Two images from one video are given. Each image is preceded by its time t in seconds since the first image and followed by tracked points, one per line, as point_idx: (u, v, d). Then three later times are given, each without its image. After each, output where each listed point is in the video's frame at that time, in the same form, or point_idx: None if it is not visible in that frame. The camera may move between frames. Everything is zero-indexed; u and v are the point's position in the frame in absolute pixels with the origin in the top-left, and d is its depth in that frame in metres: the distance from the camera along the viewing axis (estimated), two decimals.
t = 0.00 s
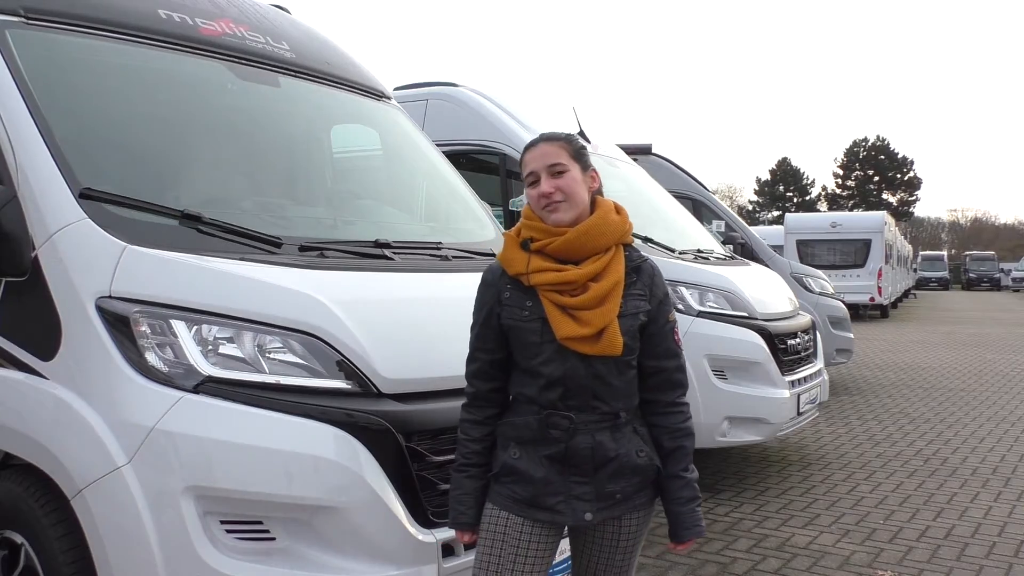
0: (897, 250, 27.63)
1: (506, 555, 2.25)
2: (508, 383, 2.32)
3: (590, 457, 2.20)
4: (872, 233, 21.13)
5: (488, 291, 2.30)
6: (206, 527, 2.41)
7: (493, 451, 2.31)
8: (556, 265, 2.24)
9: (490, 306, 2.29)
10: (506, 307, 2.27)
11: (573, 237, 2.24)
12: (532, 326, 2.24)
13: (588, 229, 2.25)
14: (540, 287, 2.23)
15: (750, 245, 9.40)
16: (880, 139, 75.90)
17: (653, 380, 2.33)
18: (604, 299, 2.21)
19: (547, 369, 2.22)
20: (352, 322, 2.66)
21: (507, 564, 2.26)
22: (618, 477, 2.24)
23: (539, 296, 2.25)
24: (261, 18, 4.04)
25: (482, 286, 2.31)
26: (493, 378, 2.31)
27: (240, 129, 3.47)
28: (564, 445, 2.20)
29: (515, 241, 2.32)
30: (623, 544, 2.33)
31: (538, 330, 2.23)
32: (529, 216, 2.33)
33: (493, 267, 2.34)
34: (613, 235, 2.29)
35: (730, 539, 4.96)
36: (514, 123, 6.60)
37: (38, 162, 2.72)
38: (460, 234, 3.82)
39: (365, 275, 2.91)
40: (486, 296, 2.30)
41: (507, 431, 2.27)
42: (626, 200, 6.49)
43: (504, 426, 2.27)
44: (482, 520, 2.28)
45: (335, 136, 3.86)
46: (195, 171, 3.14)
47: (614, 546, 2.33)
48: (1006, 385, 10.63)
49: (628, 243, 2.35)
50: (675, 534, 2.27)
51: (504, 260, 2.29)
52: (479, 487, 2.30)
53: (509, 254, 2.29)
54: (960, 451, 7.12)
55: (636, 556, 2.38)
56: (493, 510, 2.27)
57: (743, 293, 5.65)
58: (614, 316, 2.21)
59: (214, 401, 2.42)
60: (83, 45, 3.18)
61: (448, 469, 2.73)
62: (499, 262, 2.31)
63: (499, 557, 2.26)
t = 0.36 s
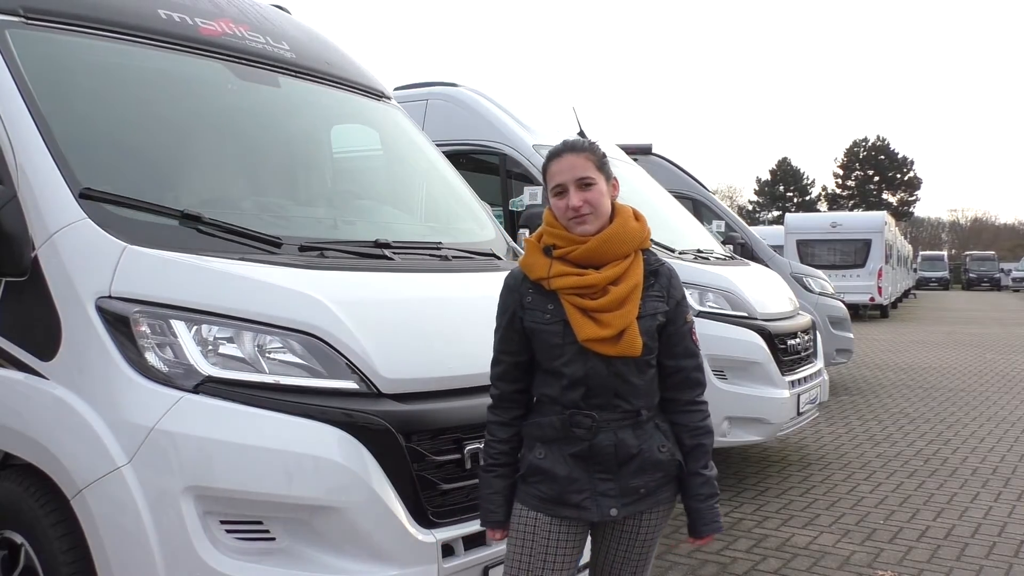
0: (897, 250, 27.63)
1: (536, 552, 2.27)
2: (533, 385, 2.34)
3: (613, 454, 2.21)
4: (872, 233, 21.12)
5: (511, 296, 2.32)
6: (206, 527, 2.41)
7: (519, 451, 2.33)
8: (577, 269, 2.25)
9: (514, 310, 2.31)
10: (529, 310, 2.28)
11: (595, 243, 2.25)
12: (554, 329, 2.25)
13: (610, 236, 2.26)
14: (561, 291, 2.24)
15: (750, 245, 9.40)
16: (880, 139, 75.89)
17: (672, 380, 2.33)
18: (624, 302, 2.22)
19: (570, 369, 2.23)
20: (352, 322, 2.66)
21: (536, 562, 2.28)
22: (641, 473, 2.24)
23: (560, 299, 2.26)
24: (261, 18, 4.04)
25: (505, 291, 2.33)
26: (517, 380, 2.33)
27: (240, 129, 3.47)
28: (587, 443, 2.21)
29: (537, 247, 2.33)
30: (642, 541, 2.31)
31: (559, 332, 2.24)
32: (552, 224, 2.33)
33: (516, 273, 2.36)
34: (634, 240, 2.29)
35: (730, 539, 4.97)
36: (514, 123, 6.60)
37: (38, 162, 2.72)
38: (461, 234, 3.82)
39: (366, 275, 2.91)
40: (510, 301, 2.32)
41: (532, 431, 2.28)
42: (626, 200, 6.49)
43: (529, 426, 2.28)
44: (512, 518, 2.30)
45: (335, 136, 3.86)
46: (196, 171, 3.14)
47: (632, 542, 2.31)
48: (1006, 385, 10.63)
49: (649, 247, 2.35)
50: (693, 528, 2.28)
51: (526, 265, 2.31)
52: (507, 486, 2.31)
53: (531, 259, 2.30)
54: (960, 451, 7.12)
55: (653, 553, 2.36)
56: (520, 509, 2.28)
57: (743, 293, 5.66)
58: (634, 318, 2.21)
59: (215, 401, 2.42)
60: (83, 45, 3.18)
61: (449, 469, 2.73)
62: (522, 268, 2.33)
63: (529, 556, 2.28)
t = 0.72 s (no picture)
0: (897, 250, 27.64)
1: (534, 547, 2.26)
2: (540, 383, 2.34)
3: (613, 453, 2.21)
4: (872, 233, 21.13)
5: (518, 295, 2.33)
6: (206, 527, 2.41)
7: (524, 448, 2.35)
8: (580, 270, 2.26)
9: (520, 308, 2.32)
10: (534, 310, 2.29)
11: (598, 245, 2.25)
12: (558, 327, 2.26)
13: (614, 239, 2.26)
14: (564, 291, 2.25)
15: (750, 245, 9.41)
16: (880, 139, 75.93)
17: (677, 381, 2.31)
18: (626, 302, 2.21)
19: (573, 369, 2.24)
20: (352, 322, 2.66)
21: (533, 557, 2.26)
22: (642, 473, 2.24)
23: (563, 299, 2.27)
24: (261, 18, 4.04)
25: (513, 290, 2.35)
26: (528, 377, 2.34)
27: (240, 129, 3.47)
28: (588, 440, 2.22)
29: (543, 247, 2.34)
30: (643, 541, 2.31)
31: (563, 331, 2.25)
32: (559, 224, 2.34)
33: (522, 272, 2.37)
34: (638, 241, 2.28)
35: (730, 539, 4.97)
36: (514, 123, 6.60)
37: (38, 162, 2.72)
38: (461, 234, 3.82)
39: (366, 275, 2.91)
40: (516, 300, 2.33)
41: (536, 428, 2.30)
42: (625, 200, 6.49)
43: (534, 423, 2.30)
44: (514, 512, 2.30)
45: (335, 136, 3.86)
46: (196, 171, 3.14)
47: (632, 541, 2.31)
48: (1006, 385, 10.63)
49: (656, 247, 2.33)
50: (693, 529, 2.28)
51: (531, 265, 2.32)
52: (512, 482, 2.33)
53: (536, 259, 2.32)
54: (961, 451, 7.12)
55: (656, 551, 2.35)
56: (523, 497, 2.29)
57: (743, 293, 5.66)
58: (635, 319, 2.21)
59: (215, 401, 2.42)
60: (83, 45, 3.17)
61: (449, 469, 2.73)
62: (528, 267, 2.34)
63: (527, 550, 2.26)
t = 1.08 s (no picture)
0: (897, 250, 27.64)
1: (534, 549, 2.25)
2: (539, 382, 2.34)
3: (611, 454, 2.20)
4: (872, 233, 21.13)
5: (518, 292, 2.32)
6: (205, 527, 2.41)
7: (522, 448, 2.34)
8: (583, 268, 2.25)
9: (519, 305, 2.32)
10: (534, 307, 2.29)
11: (602, 244, 2.25)
12: (557, 325, 2.25)
13: (618, 238, 2.26)
14: (567, 289, 2.25)
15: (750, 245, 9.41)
16: (880, 138, 75.94)
17: (676, 383, 2.32)
18: (628, 302, 2.21)
19: (571, 368, 2.24)
20: (352, 322, 2.66)
21: (534, 559, 2.26)
22: (640, 474, 2.24)
23: (564, 297, 2.26)
24: (261, 19, 4.04)
25: (512, 286, 2.34)
26: (523, 376, 2.33)
27: (240, 129, 3.47)
28: (585, 441, 2.22)
29: (545, 244, 2.33)
30: (641, 544, 2.31)
31: (562, 330, 2.25)
32: (563, 222, 2.33)
33: (523, 268, 2.36)
34: (642, 242, 2.28)
35: (730, 539, 4.97)
36: (514, 123, 6.60)
37: (38, 162, 2.72)
38: (461, 234, 3.82)
39: (366, 275, 2.91)
40: (516, 297, 2.33)
41: (534, 429, 2.29)
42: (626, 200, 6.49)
43: (531, 423, 2.29)
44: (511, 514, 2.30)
45: (335, 136, 3.86)
46: (195, 170, 3.14)
47: (631, 543, 2.30)
48: (1006, 385, 10.62)
49: (658, 248, 2.34)
50: (687, 533, 2.29)
51: (534, 261, 2.31)
52: (509, 482, 2.32)
53: (539, 256, 2.31)
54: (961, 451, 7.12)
55: (654, 553, 2.35)
56: (518, 504, 2.28)
57: (743, 293, 5.66)
58: (637, 320, 2.21)
59: (214, 401, 2.42)
60: (83, 45, 3.17)
61: (448, 469, 2.73)
62: (529, 263, 2.33)
63: (528, 552, 2.26)
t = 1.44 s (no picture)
0: (897, 250, 27.65)
1: (534, 551, 2.24)
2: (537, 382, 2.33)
3: (610, 454, 2.20)
4: (872, 233, 21.13)
5: (514, 291, 2.32)
6: (205, 527, 2.41)
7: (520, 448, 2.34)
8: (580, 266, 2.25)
9: (515, 304, 2.32)
10: (530, 306, 2.29)
11: (600, 240, 2.26)
12: (553, 325, 2.25)
13: (617, 234, 2.27)
14: (564, 287, 2.24)
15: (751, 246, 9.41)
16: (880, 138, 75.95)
17: (675, 382, 2.35)
18: (625, 301, 2.22)
19: (570, 368, 2.24)
20: (353, 322, 2.66)
21: (534, 561, 2.25)
22: (639, 474, 2.24)
23: (561, 296, 2.26)
24: (261, 19, 4.03)
25: (508, 285, 2.33)
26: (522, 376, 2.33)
27: (240, 129, 3.47)
28: (585, 442, 2.20)
29: (542, 240, 2.33)
30: (640, 543, 2.31)
31: (558, 329, 2.25)
32: (562, 216, 2.34)
33: (518, 267, 2.36)
34: (639, 241, 2.29)
35: (730, 539, 4.97)
36: (514, 123, 6.60)
37: (38, 162, 2.72)
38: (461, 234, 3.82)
39: (366, 275, 2.91)
40: (512, 296, 2.32)
41: (531, 430, 2.28)
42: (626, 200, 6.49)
43: (529, 424, 2.29)
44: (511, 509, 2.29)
45: (335, 136, 3.86)
46: (195, 170, 3.14)
47: (630, 542, 2.30)
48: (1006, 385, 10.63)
49: (653, 249, 2.35)
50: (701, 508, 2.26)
51: (530, 258, 2.31)
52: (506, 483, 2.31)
53: (536, 252, 2.31)
54: (961, 451, 7.12)
55: (653, 552, 2.35)
56: (518, 506, 2.27)
57: (744, 293, 5.66)
58: (634, 319, 2.22)
59: (214, 401, 2.42)
60: (82, 45, 3.17)
61: (448, 469, 2.73)
62: (526, 261, 2.33)
63: (527, 554, 2.25)
